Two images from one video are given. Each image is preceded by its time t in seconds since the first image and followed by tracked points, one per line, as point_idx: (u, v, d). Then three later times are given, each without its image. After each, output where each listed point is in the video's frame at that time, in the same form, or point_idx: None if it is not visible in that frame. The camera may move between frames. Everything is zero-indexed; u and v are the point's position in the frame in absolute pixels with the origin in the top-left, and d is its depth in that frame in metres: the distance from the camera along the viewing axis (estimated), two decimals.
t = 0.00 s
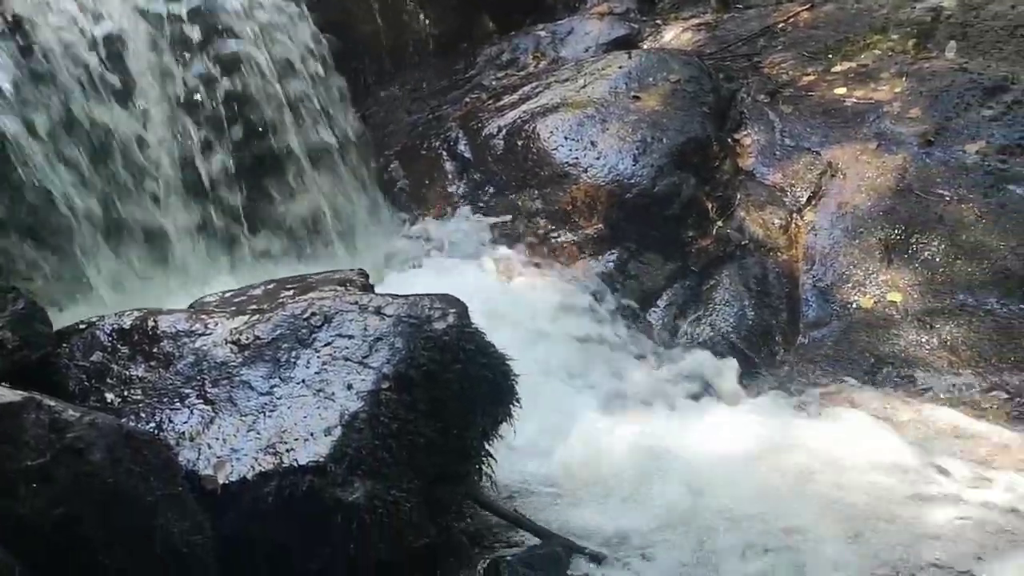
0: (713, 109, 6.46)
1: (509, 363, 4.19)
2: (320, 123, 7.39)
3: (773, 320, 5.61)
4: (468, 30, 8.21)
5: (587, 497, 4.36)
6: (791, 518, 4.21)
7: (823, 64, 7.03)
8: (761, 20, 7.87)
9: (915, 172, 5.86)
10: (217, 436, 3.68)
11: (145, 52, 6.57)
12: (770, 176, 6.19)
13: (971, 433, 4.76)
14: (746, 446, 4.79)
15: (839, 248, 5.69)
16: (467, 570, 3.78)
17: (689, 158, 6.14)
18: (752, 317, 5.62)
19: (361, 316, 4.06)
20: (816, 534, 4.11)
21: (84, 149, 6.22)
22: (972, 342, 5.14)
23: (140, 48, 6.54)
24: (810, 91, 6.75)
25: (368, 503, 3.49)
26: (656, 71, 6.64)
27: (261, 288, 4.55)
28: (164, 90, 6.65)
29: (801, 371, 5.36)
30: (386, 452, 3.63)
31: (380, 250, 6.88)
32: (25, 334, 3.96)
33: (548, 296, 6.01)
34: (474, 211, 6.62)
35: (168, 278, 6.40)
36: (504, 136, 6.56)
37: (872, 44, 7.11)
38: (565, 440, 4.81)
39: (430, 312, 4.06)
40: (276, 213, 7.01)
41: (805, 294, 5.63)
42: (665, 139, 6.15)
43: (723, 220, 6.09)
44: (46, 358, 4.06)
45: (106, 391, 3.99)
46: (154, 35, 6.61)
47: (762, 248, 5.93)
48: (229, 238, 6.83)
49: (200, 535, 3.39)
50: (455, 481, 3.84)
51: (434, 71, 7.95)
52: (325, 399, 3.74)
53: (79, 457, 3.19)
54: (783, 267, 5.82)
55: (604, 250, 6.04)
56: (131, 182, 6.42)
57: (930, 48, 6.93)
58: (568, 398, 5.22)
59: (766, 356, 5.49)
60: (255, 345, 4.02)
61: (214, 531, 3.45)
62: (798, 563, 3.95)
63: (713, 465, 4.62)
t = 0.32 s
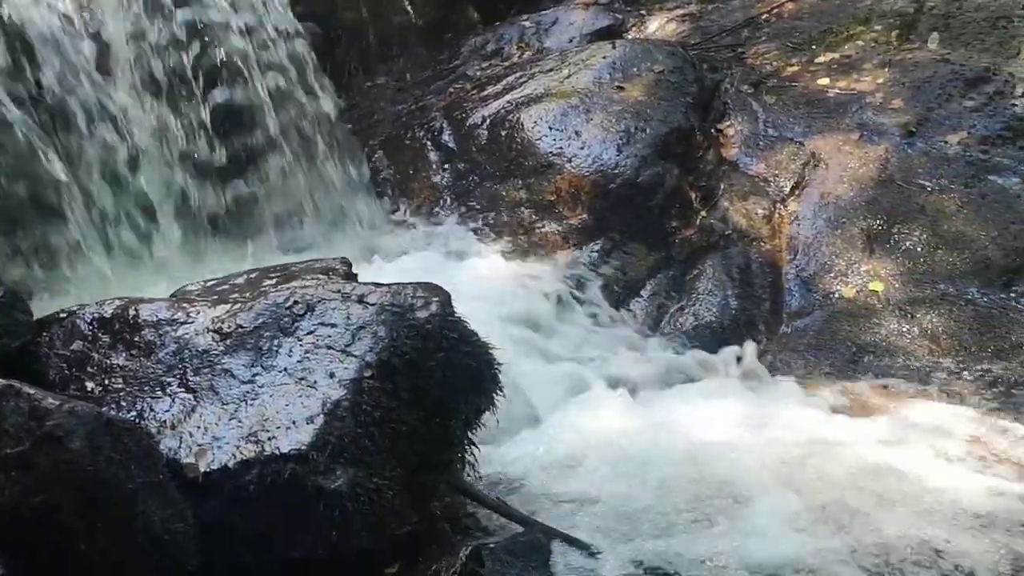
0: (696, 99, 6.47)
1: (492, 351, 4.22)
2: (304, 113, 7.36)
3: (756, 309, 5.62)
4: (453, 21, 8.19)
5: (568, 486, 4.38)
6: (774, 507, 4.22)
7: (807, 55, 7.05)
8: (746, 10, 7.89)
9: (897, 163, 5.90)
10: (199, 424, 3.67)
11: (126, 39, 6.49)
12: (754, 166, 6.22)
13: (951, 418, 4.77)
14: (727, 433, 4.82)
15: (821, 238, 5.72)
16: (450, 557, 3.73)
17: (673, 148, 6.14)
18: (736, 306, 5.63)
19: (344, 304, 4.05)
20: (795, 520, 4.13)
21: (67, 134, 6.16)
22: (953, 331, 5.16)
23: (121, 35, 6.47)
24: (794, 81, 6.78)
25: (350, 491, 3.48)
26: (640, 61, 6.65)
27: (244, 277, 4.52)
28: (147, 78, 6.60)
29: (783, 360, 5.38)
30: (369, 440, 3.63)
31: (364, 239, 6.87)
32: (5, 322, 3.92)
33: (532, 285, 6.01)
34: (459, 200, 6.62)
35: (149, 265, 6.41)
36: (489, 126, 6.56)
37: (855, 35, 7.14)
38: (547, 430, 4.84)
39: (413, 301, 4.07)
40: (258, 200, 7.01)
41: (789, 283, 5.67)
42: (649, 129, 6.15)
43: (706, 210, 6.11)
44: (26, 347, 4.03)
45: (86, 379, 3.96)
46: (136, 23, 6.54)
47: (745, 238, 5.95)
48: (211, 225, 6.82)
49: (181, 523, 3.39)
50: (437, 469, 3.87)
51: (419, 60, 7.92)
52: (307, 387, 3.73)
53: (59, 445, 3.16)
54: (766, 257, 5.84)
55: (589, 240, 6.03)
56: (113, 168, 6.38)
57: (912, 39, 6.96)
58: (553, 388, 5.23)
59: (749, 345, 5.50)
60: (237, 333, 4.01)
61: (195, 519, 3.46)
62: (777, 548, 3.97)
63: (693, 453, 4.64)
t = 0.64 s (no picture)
0: (676, 84, 6.48)
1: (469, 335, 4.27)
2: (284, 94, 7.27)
3: (735, 294, 5.63)
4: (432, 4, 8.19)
5: (547, 469, 4.39)
6: (749, 490, 4.23)
7: (786, 40, 7.07)
8: None
9: (873, 147, 5.93)
10: (174, 407, 3.65)
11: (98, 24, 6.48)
12: (733, 151, 6.22)
13: (925, 399, 4.81)
14: (703, 415, 4.86)
15: (800, 222, 5.74)
16: (428, 536, 3.76)
17: (653, 133, 6.11)
18: (715, 290, 5.63)
19: (321, 286, 4.04)
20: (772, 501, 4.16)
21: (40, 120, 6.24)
22: (929, 314, 5.20)
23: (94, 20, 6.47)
24: (773, 66, 6.79)
25: (327, 472, 3.48)
26: (620, 46, 6.65)
27: (220, 260, 4.49)
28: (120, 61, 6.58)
29: (761, 343, 5.40)
30: (347, 422, 3.63)
31: (343, 223, 6.85)
32: None
33: (510, 270, 6.03)
34: (439, 185, 6.62)
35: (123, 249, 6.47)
36: (468, 110, 6.53)
37: (835, 20, 7.15)
38: (525, 413, 4.83)
39: (390, 283, 4.06)
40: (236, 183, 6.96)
41: (768, 269, 5.70)
42: (628, 113, 6.12)
43: (684, 194, 6.08)
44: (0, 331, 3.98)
45: (61, 362, 3.91)
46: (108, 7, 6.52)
47: (723, 223, 5.97)
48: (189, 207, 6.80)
49: (157, 505, 3.36)
50: (416, 449, 3.87)
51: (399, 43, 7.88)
52: (284, 369, 3.72)
53: (34, 426, 3.16)
54: (744, 241, 5.87)
55: (568, 224, 6.03)
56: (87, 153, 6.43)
57: (890, 24, 6.98)
58: (530, 371, 5.27)
59: (728, 328, 5.50)
60: (213, 316, 3.99)
61: (172, 502, 3.42)
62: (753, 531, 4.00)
63: (670, 435, 4.67)
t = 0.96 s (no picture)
0: (642, 61, 6.47)
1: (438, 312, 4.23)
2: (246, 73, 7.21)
3: (702, 270, 5.66)
4: None
5: (515, 448, 4.39)
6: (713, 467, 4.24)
7: (752, 17, 7.09)
8: None
9: (838, 124, 5.98)
10: (138, 386, 3.60)
11: None
12: (700, 128, 6.24)
13: (888, 375, 4.87)
14: (670, 391, 4.88)
15: (766, 199, 5.78)
16: (394, 512, 3.80)
17: (620, 110, 6.11)
18: (683, 267, 5.66)
19: (286, 264, 4.01)
20: (736, 474, 4.19)
21: None
22: (894, 290, 5.22)
23: None
24: (739, 44, 6.81)
25: (293, 450, 3.49)
26: (587, 22, 6.62)
27: (184, 239, 4.43)
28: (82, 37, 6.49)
29: (728, 319, 5.43)
30: (313, 399, 3.62)
31: (310, 203, 6.82)
32: None
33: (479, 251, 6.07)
34: (406, 164, 6.57)
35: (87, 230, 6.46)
36: (435, 89, 6.48)
37: None
38: (493, 392, 4.84)
39: (356, 261, 4.04)
40: (202, 161, 6.92)
41: (734, 246, 5.73)
42: (595, 91, 6.11)
43: (651, 171, 6.09)
44: None
45: (21, 342, 3.78)
46: None
47: (690, 200, 5.97)
48: (155, 187, 6.77)
49: (121, 485, 3.33)
50: (383, 427, 3.87)
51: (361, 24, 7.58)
52: (249, 347, 3.69)
53: None
54: (711, 219, 5.87)
55: (537, 202, 6.06)
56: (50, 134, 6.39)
57: (855, 2, 7.01)
58: (499, 348, 5.30)
59: (694, 306, 5.54)
60: (177, 295, 3.95)
61: (136, 481, 3.38)
62: (716, 503, 4.03)
63: (637, 411, 4.70)
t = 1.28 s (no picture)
0: (606, 34, 6.46)
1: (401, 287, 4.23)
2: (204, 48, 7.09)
3: (667, 244, 5.70)
4: None
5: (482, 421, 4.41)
6: (677, 436, 4.29)
7: None
8: None
9: (800, 97, 6.01)
10: (98, 363, 3.55)
11: None
12: (664, 102, 6.23)
13: (850, 341, 4.90)
14: (636, 362, 4.91)
15: (730, 172, 5.79)
16: (360, 486, 3.82)
17: (584, 83, 6.10)
18: (648, 240, 5.68)
19: (247, 240, 3.97)
20: (699, 447, 4.21)
21: None
22: (853, 259, 5.29)
23: None
24: (702, 17, 6.83)
25: (256, 425, 3.48)
26: None
27: (143, 216, 4.35)
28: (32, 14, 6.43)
29: (692, 292, 5.48)
30: (276, 373, 3.61)
31: (274, 180, 6.79)
32: None
33: (446, 224, 6.03)
34: (371, 139, 6.51)
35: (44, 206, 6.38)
36: (398, 64, 6.44)
37: None
38: (460, 368, 4.87)
39: (318, 236, 4.01)
40: (162, 137, 6.84)
41: (698, 219, 5.73)
42: (559, 65, 6.09)
43: (616, 145, 6.09)
44: None
45: None
46: None
47: (654, 173, 5.97)
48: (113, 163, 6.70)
49: (81, 462, 3.35)
50: (347, 402, 3.89)
51: None
52: (210, 323, 3.66)
53: None
54: (675, 192, 5.88)
55: (501, 178, 6.05)
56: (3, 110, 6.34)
57: None
58: (465, 322, 5.30)
59: (658, 280, 5.60)
60: (136, 271, 3.89)
61: (95, 459, 3.37)
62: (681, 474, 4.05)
63: (603, 383, 4.72)
